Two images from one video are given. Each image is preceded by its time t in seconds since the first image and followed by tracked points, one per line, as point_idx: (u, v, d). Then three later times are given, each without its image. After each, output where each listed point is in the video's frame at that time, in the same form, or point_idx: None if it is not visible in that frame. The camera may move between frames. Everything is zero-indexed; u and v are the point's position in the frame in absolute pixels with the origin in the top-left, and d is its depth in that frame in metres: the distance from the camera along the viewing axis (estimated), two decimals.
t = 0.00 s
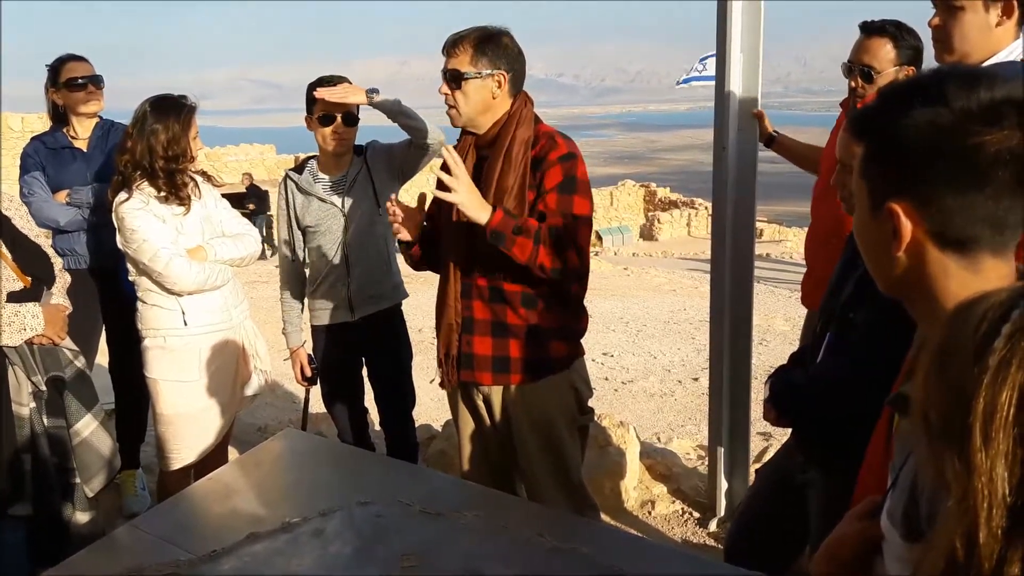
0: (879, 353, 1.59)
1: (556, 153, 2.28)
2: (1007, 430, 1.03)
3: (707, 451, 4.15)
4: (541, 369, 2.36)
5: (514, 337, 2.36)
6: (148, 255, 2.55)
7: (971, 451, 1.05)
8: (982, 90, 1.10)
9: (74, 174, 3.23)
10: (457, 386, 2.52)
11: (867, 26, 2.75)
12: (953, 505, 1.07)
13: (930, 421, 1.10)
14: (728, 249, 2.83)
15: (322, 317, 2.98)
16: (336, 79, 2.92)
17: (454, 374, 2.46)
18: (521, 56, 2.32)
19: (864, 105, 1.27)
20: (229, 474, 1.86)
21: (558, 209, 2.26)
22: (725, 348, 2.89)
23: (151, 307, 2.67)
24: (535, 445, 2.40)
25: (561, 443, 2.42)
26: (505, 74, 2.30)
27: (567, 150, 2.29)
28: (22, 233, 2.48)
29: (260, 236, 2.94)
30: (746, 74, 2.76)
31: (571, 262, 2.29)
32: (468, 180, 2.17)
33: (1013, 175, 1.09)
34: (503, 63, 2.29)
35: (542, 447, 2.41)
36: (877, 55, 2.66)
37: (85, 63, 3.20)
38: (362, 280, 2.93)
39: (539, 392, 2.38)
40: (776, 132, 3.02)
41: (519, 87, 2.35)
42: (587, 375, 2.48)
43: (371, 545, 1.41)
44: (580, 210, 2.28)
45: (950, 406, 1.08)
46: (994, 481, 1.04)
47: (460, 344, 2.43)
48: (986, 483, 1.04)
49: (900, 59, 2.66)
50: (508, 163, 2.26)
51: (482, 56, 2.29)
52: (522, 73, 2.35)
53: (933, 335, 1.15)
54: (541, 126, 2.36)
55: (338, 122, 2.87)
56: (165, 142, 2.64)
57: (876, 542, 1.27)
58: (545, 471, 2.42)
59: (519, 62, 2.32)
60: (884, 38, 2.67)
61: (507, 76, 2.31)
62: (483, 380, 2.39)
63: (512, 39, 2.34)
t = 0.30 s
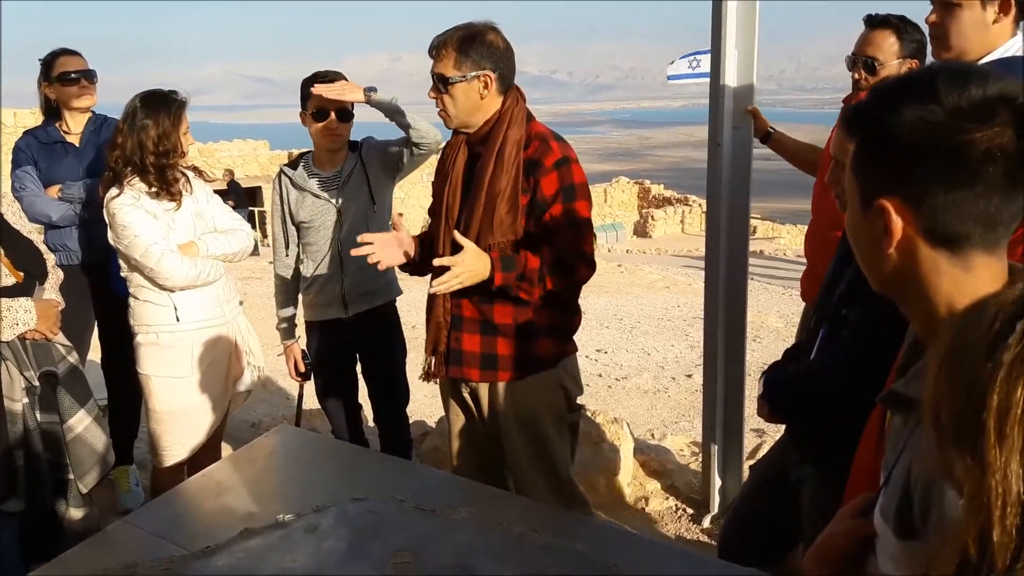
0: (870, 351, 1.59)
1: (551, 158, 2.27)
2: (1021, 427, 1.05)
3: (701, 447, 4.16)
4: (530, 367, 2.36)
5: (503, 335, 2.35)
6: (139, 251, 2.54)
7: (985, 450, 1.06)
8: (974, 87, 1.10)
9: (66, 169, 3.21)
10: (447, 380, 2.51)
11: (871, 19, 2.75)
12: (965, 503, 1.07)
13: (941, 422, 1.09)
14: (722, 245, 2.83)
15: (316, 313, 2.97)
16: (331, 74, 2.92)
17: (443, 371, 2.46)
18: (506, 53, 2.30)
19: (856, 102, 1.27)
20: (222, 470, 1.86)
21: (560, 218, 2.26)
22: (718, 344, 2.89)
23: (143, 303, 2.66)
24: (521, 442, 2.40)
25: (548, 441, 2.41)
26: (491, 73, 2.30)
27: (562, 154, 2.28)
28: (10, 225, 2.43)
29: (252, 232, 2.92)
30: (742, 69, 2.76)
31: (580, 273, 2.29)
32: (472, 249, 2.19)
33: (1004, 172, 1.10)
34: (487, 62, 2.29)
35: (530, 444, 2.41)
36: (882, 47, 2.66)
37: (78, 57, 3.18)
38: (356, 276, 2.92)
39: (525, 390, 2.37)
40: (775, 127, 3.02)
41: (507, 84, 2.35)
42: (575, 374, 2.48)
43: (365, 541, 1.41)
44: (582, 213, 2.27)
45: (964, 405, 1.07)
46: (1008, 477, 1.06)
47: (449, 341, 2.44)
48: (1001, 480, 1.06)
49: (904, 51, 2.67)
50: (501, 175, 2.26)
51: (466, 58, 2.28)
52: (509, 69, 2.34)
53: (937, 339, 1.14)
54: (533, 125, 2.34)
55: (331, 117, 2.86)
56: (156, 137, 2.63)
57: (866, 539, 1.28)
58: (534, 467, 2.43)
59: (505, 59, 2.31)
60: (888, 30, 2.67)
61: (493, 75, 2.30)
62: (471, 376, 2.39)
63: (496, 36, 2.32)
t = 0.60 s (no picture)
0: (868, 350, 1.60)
1: (551, 157, 2.26)
2: None
3: (700, 444, 4.17)
4: (526, 362, 2.36)
5: (501, 331, 2.36)
6: (137, 245, 2.54)
7: (1008, 448, 1.05)
8: (975, 82, 1.10)
9: (66, 163, 3.20)
10: (446, 375, 2.51)
11: (872, 16, 2.74)
12: (983, 503, 1.06)
13: (959, 414, 1.06)
14: (722, 241, 2.83)
15: (316, 308, 2.97)
16: (331, 68, 2.91)
17: (442, 367, 2.46)
18: (509, 48, 2.31)
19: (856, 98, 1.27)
20: (220, 465, 1.86)
21: (560, 219, 2.25)
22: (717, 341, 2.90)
23: (140, 296, 2.66)
24: (519, 437, 2.40)
25: (546, 437, 2.41)
26: (494, 69, 2.30)
27: (563, 153, 2.27)
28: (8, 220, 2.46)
29: (250, 225, 2.93)
30: (742, 65, 2.75)
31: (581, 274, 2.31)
32: (472, 252, 2.19)
33: (1006, 168, 1.09)
34: (491, 58, 2.28)
35: (528, 439, 2.41)
36: (883, 44, 2.66)
37: (78, 50, 3.17)
38: (355, 271, 2.92)
39: (521, 385, 2.37)
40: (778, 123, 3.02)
41: (509, 78, 2.35)
42: (575, 369, 2.47)
43: (364, 536, 1.41)
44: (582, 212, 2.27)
45: (986, 400, 1.05)
46: None
47: (447, 335, 2.44)
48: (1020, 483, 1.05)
49: (906, 46, 2.66)
50: (501, 173, 2.26)
51: (469, 53, 2.27)
52: (511, 64, 2.34)
53: (945, 336, 1.14)
54: (533, 122, 2.32)
55: (331, 111, 2.85)
56: (153, 131, 2.62)
57: (866, 537, 1.27)
58: (533, 462, 2.43)
59: (505, 54, 2.31)
60: (889, 26, 2.67)
61: (496, 71, 2.31)
62: (469, 372, 2.39)
63: (498, 31, 2.32)
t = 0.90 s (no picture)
0: (871, 346, 1.59)
1: (568, 143, 2.29)
2: None
3: (701, 439, 4.17)
4: (548, 355, 2.35)
5: (520, 325, 2.35)
6: (137, 241, 2.53)
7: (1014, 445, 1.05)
8: (980, 77, 1.09)
9: (67, 158, 3.20)
10: (460, 371, 2.49)
11: (876, 10, 2.73)
12: (991, 505, 1.05)
13: (958, 417, 1.06)
14: (724, 236, 2.82)
15: (317, 304, 2.97)
16: (331, 64, 2.91)
17: (458, 362, 2.45)
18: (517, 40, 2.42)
19: (861, 92, 1.26)
20: (221, 460, 1.86)
21: (580, 202, 2.27)
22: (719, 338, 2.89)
23: (141, 292, 2.65)
24: (535, 428, 2.40)
25: (562, 427, 2.41)
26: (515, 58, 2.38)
27: (578, 140, 2.30)
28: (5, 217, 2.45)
29: (250, 220, 2.93)
30: (744, 60, 2.74)
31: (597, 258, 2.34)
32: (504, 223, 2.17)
33: (1010, 165, 1.09)
34: (512, 48, 2.37)
35: (542, 431, 2.41)
36: (887, 38, 2.65)
37: (78, 45, 3.17)
38: (356, 268, 2.91)
39: (540, 377, 2.37)
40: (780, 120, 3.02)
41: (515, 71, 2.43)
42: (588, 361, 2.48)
43: (366, 531, 1.41)
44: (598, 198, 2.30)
45: (987, 400, 1.05)
46: None
47: (463, 333, 2.42)
48: None
49: (911, 40, 2.65)
50: (519, 160, 2.25)
51: (498, 43, 2.33)
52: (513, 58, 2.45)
53: (952, 331, 1.13)
54: (544, 113, 2.36)
55: (331, 106, 2.85)
56: (153, 127, 2.61)
57: (869, 535, 1.27)
58: (545, 456, 2.42)
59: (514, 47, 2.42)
60: (892, 21, 2.66)
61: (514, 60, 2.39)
62: (490, 369, 2.38)
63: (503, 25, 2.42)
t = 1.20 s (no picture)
0: (871, 343, 1.59)
1: (577, 132, 2.32)
2: None
3: (700, 435, 4.16)
4: (572, 347, 2.35)
5: (545, 318, 2.35)
6: (135, 237, 2.53)
7: None
8: (984, 74, 1.08)
9: (66, 153, 3.18)
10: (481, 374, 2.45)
11: (881, 5, 2.72)
12: (1004, 507, 1.04)
13: (967, 416, 1.04)
14: (724, 232, 2.81)
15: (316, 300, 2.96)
16: (331, 60, 2.91)
17: (481, 363, 2.42)
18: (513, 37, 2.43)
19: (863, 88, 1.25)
20: (221, 457, 1.85)
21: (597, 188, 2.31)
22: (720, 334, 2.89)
23: (139, 288, 2.64)
24: (560, 423, 2.40)
25: (582, 420, 2.41)
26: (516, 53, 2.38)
27: (584, 130, 2.35)
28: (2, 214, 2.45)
29: (249, 216, 2.92)
30: (744, 57, 2.73)
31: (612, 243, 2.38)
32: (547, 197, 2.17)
33: (1013, 163, 1.08)
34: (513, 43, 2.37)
35: (567, 427, 2.41)
36: (892, 35, 2.64)
37: (77, 40, 3.16)
38: (355, 266, 2.90)
39: (563, 371, 2.37)
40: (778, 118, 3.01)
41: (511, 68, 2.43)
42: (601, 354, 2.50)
43: (366, 529, 1.40)
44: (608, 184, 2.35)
45: (998, 404, 1.02)
46: None
47: (485, 333, 2.39)
48: None
49: (915, 36, 2.64)
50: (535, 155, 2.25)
51: (503, 36, 2.32)
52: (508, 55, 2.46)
53: (952, 329, 1.13)
54: (546, 106, 2.37)
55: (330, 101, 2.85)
56: (150, 123, 2.60)
57: (871, 534, 1.27)
58: (559, 452, 2.42)
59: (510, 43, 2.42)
60: (898, 17, 2.65)
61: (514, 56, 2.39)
62: (512, 367, 2.38)
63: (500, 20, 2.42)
